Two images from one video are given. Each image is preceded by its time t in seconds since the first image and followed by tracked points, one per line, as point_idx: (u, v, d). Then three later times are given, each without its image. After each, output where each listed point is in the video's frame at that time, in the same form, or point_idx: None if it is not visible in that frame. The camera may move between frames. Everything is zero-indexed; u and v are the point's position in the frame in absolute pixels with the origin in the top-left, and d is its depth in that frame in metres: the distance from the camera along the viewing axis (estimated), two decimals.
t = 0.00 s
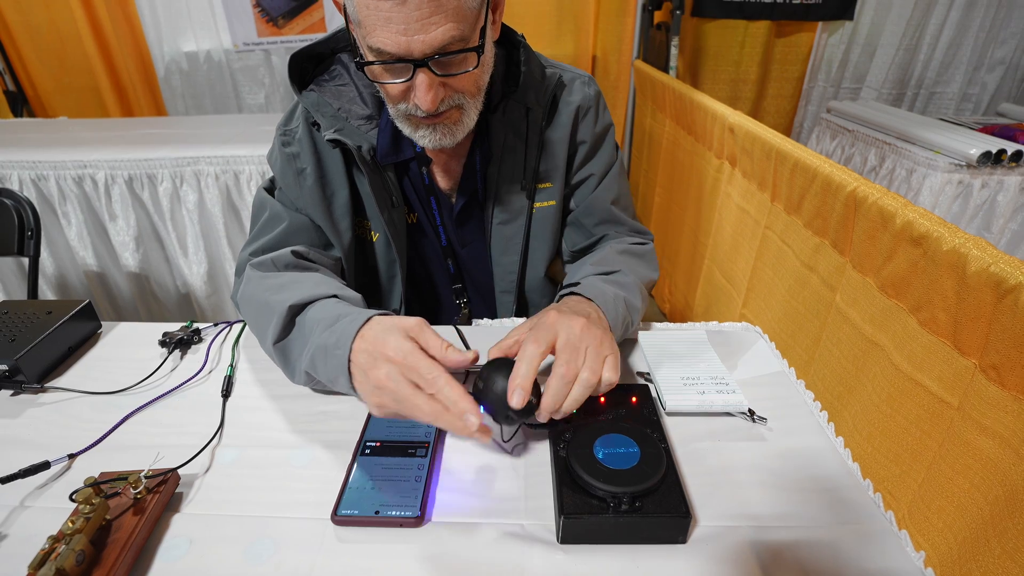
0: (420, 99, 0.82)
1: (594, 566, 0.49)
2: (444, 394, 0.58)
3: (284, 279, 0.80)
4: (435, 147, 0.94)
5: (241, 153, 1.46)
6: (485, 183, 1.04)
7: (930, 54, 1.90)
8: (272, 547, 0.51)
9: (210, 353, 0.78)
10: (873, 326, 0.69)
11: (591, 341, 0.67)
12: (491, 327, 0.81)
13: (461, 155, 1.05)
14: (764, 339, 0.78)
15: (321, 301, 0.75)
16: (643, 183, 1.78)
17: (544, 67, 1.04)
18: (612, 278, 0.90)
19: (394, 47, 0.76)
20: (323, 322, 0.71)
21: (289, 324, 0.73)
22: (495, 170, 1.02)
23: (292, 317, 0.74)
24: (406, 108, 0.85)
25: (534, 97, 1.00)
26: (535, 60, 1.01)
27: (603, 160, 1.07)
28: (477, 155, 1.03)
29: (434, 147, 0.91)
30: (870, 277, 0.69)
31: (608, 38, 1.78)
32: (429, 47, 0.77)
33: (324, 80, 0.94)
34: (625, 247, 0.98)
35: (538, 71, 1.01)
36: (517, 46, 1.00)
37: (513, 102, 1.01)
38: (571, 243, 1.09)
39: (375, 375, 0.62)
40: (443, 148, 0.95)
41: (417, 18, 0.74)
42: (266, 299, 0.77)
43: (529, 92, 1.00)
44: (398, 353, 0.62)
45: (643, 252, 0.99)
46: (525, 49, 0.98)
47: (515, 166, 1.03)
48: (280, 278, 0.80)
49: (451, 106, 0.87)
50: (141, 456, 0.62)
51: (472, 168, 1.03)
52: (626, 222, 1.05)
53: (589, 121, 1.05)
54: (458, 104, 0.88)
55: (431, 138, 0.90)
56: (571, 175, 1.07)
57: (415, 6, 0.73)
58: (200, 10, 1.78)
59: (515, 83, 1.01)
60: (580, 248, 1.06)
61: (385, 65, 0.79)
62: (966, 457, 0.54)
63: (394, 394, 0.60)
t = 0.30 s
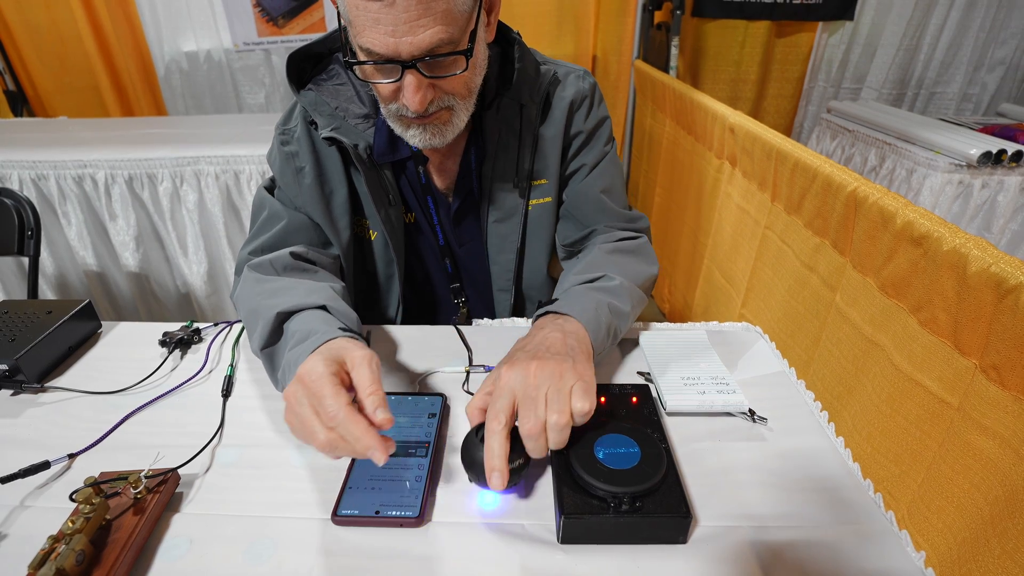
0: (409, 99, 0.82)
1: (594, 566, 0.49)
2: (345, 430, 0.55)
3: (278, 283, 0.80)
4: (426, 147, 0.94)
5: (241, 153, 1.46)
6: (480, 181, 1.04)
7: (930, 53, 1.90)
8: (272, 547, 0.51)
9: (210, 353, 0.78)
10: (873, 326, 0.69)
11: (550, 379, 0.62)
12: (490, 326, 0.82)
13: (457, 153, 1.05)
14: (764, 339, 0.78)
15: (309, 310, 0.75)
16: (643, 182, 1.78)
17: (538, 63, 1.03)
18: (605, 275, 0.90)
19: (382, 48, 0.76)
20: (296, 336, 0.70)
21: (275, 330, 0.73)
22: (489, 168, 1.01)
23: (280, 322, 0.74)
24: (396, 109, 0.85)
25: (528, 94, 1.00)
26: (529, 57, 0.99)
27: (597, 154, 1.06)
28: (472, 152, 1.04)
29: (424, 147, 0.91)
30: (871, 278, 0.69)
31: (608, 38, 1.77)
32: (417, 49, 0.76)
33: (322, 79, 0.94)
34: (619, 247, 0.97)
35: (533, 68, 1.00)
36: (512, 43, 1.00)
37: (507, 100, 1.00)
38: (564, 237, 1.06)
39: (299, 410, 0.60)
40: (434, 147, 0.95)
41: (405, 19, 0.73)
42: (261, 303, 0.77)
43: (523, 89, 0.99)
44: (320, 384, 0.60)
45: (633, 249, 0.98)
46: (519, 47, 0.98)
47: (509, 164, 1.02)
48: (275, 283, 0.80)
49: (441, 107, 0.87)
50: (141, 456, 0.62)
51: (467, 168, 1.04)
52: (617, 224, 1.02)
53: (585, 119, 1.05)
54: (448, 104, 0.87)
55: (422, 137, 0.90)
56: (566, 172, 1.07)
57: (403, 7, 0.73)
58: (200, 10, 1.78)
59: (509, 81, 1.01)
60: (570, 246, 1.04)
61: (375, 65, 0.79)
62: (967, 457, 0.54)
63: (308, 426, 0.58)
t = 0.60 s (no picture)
0: (412, 95, 0.82)
1: (594, 566, 0.49)
2: (325, 454, 0.54)
3: (278, 288, 0.81)
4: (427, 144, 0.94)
5: (241, 152, 1.46)
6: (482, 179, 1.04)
7: (931, 53, 1.90)
8: (272, 547, 0.51)
9: (209, 353, 0.77)
10: (873, 325, 0.69)
11: (548, 333, 0.67)
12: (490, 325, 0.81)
13: (459, 151, 1.05)
14: (764, 339, 0.78)
15: (305, 319, 0.75)
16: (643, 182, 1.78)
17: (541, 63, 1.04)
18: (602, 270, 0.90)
19: (388, 42, 0.76)
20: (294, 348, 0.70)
21: (272, 337, 0.73)
22: (491, 165, 1.01)
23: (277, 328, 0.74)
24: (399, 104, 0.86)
25: (531, 93, 1.00)
26: (533, 56, 1.01)
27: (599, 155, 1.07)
28: (474, 150, 1.04)
29: (424, 143, 0.91)
30: (871, 277, 0.69)
31: (608, 37, 1.77)
32: (422, 44, 0.76)
33: (323, 77, 0.94)
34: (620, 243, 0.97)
35: (535, 67, 1.01)
36: (515, 43, 1.00)
37: (510, 99, 1.00)
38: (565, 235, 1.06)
39: (277, 430, 0.59)
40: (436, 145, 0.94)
41: (411, 15, 0.74)
42: (261, 308, 0.77)
43: (525, 88, 1.00)
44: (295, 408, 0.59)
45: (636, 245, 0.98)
46: (522, 46, 0.99)
47: (510, 163, 1.02)
48: (277, 288, 0.81)
49: (444, 103, 0.87)
50: (141, 456, 0.62)
51: (469, 164, 1.04)
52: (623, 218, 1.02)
53: (587, 117, 1.06)
54: (450, 102, 0.87)
55: (423, 133, 0.90)
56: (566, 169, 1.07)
57: (410, 3, 0.73)
58: (200, 10, 1.78)
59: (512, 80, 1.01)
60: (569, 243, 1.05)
61: (380, 59, 0.79)
62: (967, 456, 0.54)
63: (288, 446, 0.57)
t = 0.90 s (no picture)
0: (458, 84, 0.85)
1: (593, 567, 0.49)
2: (355, 303, 0.70)
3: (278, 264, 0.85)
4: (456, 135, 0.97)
5: (241, 153, 1.46)
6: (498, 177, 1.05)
7: (930, 53, 1.90)
8: (271, 547, 0.51)
9: (209, 353, 0.77)
10: (873, 325, 0.69)
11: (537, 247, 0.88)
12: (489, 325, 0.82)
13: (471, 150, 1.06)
14: (764, 339, 0.78)
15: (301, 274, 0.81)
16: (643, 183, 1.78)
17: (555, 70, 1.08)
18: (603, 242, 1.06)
19: (444, 29, 0.79)
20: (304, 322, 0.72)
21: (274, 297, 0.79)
22: (510, 162, 1.03)
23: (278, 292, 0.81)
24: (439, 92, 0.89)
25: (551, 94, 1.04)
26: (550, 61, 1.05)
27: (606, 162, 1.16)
28: (491, 148, 1.05)
29: (458, 133, 0.94)
30: (871, 277, 0.69)
31: (608, 38, 1.77)
32: (476, 34, 0.80)
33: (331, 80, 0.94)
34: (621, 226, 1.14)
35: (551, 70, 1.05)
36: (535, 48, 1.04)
37: (530, 100, 1.03)
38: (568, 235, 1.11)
39: (300, 308, 0.71)
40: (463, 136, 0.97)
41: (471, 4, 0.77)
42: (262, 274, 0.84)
43: (546, 89, 1.03)
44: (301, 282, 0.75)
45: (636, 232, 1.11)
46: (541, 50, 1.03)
47: (530, 161, 1.04)
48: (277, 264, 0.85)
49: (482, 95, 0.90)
50: (141, 456, 0.62)
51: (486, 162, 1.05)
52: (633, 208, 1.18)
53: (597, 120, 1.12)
54: (488, 94, 0.91)
55: (458, 123, 0.93)
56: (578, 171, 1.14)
57: None
58: (200, 10, 1.78)
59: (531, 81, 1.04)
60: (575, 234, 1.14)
61: (430, 47, 0.82)
62: (967, 456, 0.54)
63: (306, 327, 0.70)
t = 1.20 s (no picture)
0: (507, 81, 0.89)
1: (593, 567, 0.49)
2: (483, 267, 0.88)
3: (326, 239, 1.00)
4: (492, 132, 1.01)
5: (241, 153, 1.46)
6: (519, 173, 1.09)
7: (930, 53, 1.90)
8: (271, 548, 0.51)
9: (209, 353, 0.77)
10: (873, 325, 0.69)
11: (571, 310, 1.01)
12: (488, 326, 0.82)
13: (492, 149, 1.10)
14: (764, 339, 0.78)
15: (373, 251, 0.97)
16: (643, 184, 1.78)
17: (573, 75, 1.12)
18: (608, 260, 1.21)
19: (502, 26, 0.82)
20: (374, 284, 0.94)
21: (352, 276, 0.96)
22: (530, 162, 1.06)
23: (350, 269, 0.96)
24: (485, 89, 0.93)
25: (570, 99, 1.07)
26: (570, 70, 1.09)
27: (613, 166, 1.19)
28: (511, 146, 1.09)
29: (495, 130, 0.98)
30: (871, 278, 0.69)
31: (608, 38, 1.76)
32: (532, 34, 0.84)
33: (350, 78, 0.98)
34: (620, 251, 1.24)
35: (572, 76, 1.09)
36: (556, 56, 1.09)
37: (551, 105, 1.07)
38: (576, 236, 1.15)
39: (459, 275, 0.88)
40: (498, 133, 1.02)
41: (531, 5, 0.81)
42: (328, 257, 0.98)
43: (567, 95, 1.07)
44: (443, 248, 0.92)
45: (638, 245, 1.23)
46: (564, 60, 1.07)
47: (552, 164, 1.07)
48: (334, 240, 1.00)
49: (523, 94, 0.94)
50: (141, 456, 0.62)
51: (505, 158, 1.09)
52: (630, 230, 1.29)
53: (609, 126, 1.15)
54: (528, 93, 0.95)
55: (495, 120, 0.97)
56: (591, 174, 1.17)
57: None
58: (200, 11, 1.78)
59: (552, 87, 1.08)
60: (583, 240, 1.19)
61: (486, 43, 0.85)
62: (967, 455, 0.54)
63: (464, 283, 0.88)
